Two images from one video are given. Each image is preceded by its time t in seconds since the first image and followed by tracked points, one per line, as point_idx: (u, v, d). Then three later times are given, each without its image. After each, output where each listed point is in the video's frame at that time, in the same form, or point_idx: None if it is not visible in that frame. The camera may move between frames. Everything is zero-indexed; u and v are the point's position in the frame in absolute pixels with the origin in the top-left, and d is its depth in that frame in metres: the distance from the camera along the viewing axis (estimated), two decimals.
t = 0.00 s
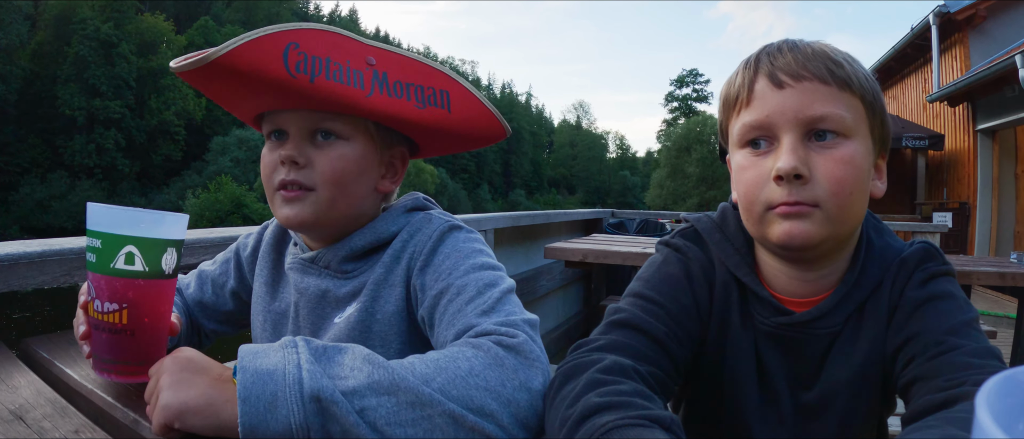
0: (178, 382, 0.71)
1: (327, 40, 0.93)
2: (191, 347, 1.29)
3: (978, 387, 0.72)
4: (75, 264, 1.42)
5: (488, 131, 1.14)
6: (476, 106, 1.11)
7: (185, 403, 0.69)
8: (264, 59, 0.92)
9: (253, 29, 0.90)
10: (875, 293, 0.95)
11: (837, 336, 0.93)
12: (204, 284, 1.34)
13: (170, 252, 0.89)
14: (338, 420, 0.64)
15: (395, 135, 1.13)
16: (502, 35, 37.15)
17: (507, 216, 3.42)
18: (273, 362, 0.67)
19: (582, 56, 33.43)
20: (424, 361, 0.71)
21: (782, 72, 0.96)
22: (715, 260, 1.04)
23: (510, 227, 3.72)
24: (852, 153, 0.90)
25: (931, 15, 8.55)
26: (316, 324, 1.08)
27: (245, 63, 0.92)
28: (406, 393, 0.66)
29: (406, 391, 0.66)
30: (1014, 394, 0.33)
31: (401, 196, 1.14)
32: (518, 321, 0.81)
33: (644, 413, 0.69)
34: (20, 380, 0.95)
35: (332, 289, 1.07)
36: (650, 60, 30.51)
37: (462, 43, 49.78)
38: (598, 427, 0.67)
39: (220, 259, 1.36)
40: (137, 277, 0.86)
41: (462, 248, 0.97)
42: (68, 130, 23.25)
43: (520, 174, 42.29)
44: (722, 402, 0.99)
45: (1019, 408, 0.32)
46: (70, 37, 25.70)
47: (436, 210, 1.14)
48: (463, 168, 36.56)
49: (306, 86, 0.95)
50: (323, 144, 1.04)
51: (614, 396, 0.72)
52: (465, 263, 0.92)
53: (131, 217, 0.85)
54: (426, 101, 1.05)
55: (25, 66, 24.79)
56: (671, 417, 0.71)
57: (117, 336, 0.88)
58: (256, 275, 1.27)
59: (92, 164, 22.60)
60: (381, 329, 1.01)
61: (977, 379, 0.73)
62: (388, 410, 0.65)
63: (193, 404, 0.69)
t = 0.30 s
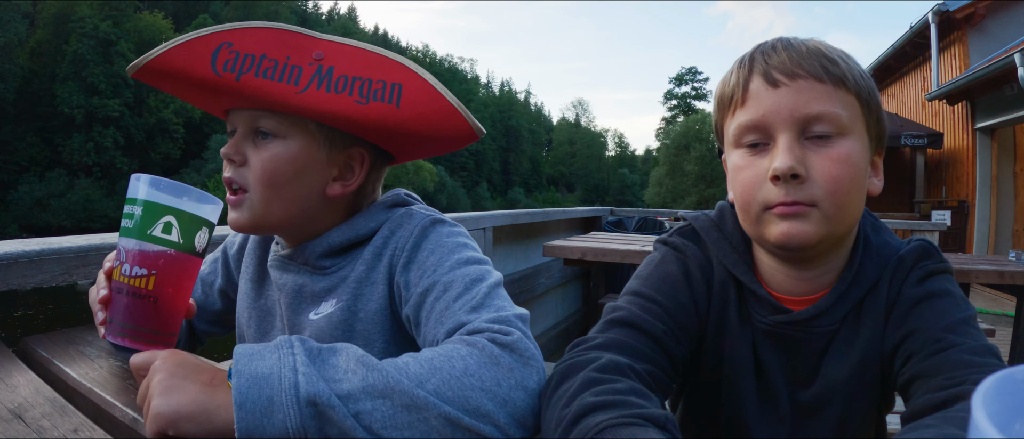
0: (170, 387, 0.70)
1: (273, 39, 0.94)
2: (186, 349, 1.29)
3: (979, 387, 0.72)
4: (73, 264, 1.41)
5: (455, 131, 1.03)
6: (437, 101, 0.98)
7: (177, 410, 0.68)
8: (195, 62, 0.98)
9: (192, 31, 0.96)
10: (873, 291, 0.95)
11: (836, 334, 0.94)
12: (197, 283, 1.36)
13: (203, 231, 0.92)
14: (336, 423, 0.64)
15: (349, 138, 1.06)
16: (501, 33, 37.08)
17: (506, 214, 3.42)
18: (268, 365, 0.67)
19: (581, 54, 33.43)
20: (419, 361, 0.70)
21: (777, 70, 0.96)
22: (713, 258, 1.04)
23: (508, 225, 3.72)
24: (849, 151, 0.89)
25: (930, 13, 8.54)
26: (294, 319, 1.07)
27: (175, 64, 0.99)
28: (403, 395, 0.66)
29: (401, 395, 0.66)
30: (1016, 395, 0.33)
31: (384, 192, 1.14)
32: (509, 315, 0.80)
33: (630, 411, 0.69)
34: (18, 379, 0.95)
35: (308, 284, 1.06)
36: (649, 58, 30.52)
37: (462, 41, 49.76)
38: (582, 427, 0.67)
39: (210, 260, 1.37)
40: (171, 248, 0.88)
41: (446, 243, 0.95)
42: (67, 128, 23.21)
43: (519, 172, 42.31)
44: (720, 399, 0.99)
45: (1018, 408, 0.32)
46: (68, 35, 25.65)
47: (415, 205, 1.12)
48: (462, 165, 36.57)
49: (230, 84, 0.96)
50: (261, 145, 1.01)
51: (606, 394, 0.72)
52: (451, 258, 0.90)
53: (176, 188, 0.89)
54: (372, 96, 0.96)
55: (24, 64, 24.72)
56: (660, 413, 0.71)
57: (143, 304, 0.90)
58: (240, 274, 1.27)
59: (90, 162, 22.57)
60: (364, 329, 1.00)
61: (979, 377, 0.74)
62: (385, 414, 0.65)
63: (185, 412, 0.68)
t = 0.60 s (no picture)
0: (160, 386, 0.70)
1: (235, 45, 0.91)
2: (184, 347, 1.30)
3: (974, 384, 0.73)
4: (69, 261, 1.40)
5: (430, 119, 0.97)
6: (408, 88, 0.93)
7: (168, 408, 0.68)
8: (160, 81, 0.97)
9: (153, 50, 0.96)
10: (870, 287, 0.94)
11: (836, 329, 0.93)
12: (191, 282, 1.36)
13: (202, 225, 0.90)
14: (326, 421, 0.64)
15: (324, 138, 1.02)
16: (501, 32, 37.04)
17: (504, 213, 3.41)
18: (259, 364, 0.67)
19: (581, 53, 33.42)
20: (413, 359, 0.70)
21: (789, 59, 0.96)
22: (712, 253, 1.04)
23: (507, 223, 3.72)
24: (859, 140, 0.90)
25: (929, 12, 8.55)
26: (284, 317, 1.07)
27: (141, 86, 0.99)
28: (394, 396, 0.66)
29: (392, 396, 0.65)
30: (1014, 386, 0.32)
31: (374, 188, 1.12)
32: (504, 312, 0.79)
33: (609, 409, 0.68)
34: (12, 376, 0.94)
35: (296, 282, 1.06)
36: (649, 58, 30.52)
37: (461, 41, 49.78)
38: (562, 426, 0.67)
39: (204, 259, 1.37)
40: (165, 236, 0.87)
41: (436, 239, 0.95)
42: (66, 128, 23.22)
43: (518, 172, 42.30)
44: (718, 395, 0.99)
45: (1018, 400, 0.32)
46: (67, 36, 25.63)
47: (406, 201, 1.10)
48: (462, 165, 36.60)
49: (195, 97, 0.95)
50: (237, 155, 0.99)
51: (582, 393, 0.72)
52: (441, 253, 0.90)
53: (179, 179, 0.88)
54: (341, 94, 0.91)
55: (23, 63, 24.72)
56: (641, 411, 0.70)
57: (127, 283, 0.89)
58: (232, 272, 1.26)
59: (90, 161, 22.56)
60: (354, 327, 1.00)
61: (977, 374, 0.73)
62: (375, 414, 0.65)
63: (176, 409, 0.68)
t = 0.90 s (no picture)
0: (155, 387, 0.70)
1: (202, 61, 0.90)
2: (181, 349, 1.30)
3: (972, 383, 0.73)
4: (66, 261, 1.39)
5: (408, 114, 0.95)
6: (381, 84, 0.90)
7: (162, 411, 0.68)
8: (135, 107, 0.97)
9: (123, 77, 0.95)
10: (867, 284, 0.94)
11: (832, 322, 0.93)
12: (189, 285, 1.35)
13: (191, 223, 0.89)
14: (322, 426, 0.64)
15: (309, 142, 1.01)
16: (500, 33, 37.01)
17: (502, 214, 3.41)
18: (253, 367, 0.67)
19: (580, 53, 33.42)
20: (409, 362, 0.70)
21: (782, 55, 0.96)
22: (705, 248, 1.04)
23: (505, 224, 3.72)
24: (854, 135, 0.90)
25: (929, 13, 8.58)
26: (281, 319, 1.07)
27: (116, 116, 0.99)
28: (389, 401, 0.65)
29: (387, 401, 0.65)
30: (1011, 385, 0.32)
31: (368, 188, 1.11)
32: (500, 313, 0.79)
33: (605, 413, 0.68)
34: (10, 376, 0.94)
35: (293, 285, 1.07)
36: (649, 59, 30.52)
37: (461, 41, 49.80)
38: (557, 427, 0.67)
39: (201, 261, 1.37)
40: (149, 228, 0.86)
41: (431, 238, 0.94)
42: (66, 129, 23.23)
43: (518, 173, 42.29)
44: (714, 394, 1.00)
45: (1014, 404, 0.32)
46: (67, 36, 25.63)
47: (400, 201, 1.10)
48: (461, 166, 36.63)
49: (171, 119, 0.94)
50: (220, 171, 0.99)
51: (575, 394, 0.72)
52: (436, 254, 0.89)
53: (175, 174, 0.87)
54: (315, 98, 0.89)
55: (22, 64, 24.66)
56: (637, 413, 0.71)
57: (108, 266, 0.88)
58: (227, 275, 1.26)
59: (89, 162, 22.57)
60: (349, 328, 1.00)
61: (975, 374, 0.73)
62: (371, 418, 0.65)
63: (170, 413, 0.68)
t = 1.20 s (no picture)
0: (153, 388, 0.71)
1: (190, 72, 0.90)
2: (179, 349, 1.30)
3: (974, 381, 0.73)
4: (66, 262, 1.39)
5: (399, 115, 0.94)
6: (369, 84, 0.89)
7: (161, 411, 0.68)
8: (126, 118, 0.97)
9: (110, 93, 0.95)
10: (868, 280, 0.95)
11: (833, 318, 0.93)
12: (189, 286, 1.35)
13: (184, 226, 0.88)
14: (319, 426, 0.64)
15: (302, 147, 1.01)
16: (500, 33, 37.00)
17: (502, 214, 3.41)
18: (251, 366, 0.67)
19: (580, 54, 33.40)
20: (406, 363, 0.70)
21: (752, 56, 0.98)
22: (703, 244, 1.05)
23: (505, 225, 3.72)
24: (829, 129, 0.91)
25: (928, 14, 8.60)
26: (281, 321, 1.08)
27: (104, 132, 0.99)
28: (387, 404, 0.65)
29: (385, 402, 0.65)
30: (1013, 382, 0.32)
31: (365, 189, 1.11)
32: (498, 312, 0.79)
33: (606, 413, 0.68)
34: (9, 376, 0.94)
35: (291, 287, 1.07)
36: (649, 59, 30.50)
37: (461, 42, 49.81)
38: (559, 429, 0.67)
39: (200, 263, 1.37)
40: (142, 226, 0.86)
41: (428, 238, 0.94)
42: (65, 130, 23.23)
43: (518, 173, 42.31)
44: (714, 393, 1.00)
45: (1016, 400, 0.31)
46: (66, 37, 25.61)
47: (397, 202, 1.10)
48: (461, 167, 36.65)
49: (160, 133, 0.95)
50: (215, 179, 0.99)
51: (577, 394, 0.72)
52: (431, 255, 0.89)
53: (175, 173, 0.87)
54: (304, 104, 0.89)
55: (21, 65, 24.63)
56: (640, 413, 0.71)
57: (96, 257, 0.89)
58: (225, 277, 1.26)
59: (89, 163, 22.55)
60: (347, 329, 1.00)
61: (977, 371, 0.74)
62: (369, 419, 0.65)
63: (168, 412, 0.68)
